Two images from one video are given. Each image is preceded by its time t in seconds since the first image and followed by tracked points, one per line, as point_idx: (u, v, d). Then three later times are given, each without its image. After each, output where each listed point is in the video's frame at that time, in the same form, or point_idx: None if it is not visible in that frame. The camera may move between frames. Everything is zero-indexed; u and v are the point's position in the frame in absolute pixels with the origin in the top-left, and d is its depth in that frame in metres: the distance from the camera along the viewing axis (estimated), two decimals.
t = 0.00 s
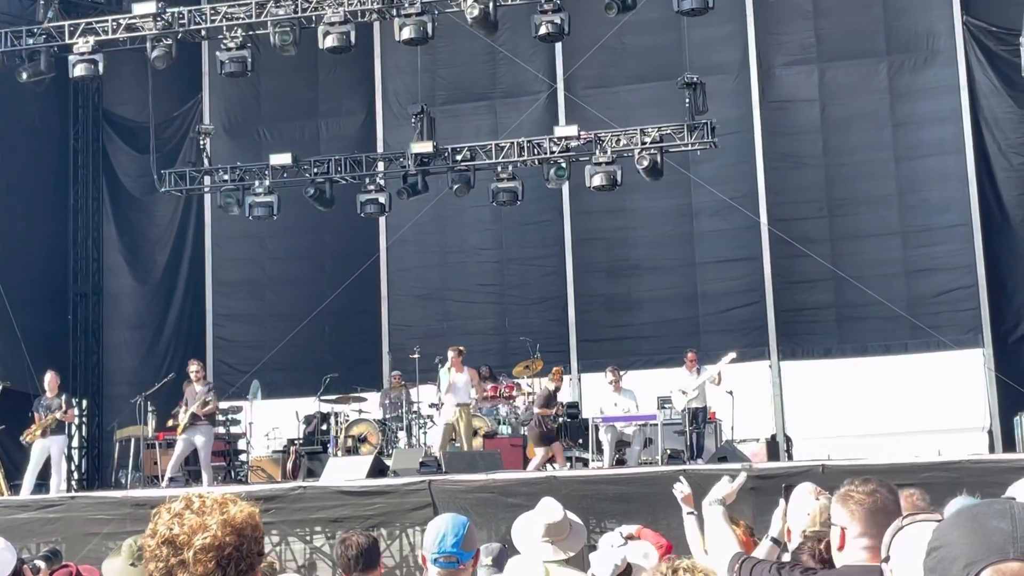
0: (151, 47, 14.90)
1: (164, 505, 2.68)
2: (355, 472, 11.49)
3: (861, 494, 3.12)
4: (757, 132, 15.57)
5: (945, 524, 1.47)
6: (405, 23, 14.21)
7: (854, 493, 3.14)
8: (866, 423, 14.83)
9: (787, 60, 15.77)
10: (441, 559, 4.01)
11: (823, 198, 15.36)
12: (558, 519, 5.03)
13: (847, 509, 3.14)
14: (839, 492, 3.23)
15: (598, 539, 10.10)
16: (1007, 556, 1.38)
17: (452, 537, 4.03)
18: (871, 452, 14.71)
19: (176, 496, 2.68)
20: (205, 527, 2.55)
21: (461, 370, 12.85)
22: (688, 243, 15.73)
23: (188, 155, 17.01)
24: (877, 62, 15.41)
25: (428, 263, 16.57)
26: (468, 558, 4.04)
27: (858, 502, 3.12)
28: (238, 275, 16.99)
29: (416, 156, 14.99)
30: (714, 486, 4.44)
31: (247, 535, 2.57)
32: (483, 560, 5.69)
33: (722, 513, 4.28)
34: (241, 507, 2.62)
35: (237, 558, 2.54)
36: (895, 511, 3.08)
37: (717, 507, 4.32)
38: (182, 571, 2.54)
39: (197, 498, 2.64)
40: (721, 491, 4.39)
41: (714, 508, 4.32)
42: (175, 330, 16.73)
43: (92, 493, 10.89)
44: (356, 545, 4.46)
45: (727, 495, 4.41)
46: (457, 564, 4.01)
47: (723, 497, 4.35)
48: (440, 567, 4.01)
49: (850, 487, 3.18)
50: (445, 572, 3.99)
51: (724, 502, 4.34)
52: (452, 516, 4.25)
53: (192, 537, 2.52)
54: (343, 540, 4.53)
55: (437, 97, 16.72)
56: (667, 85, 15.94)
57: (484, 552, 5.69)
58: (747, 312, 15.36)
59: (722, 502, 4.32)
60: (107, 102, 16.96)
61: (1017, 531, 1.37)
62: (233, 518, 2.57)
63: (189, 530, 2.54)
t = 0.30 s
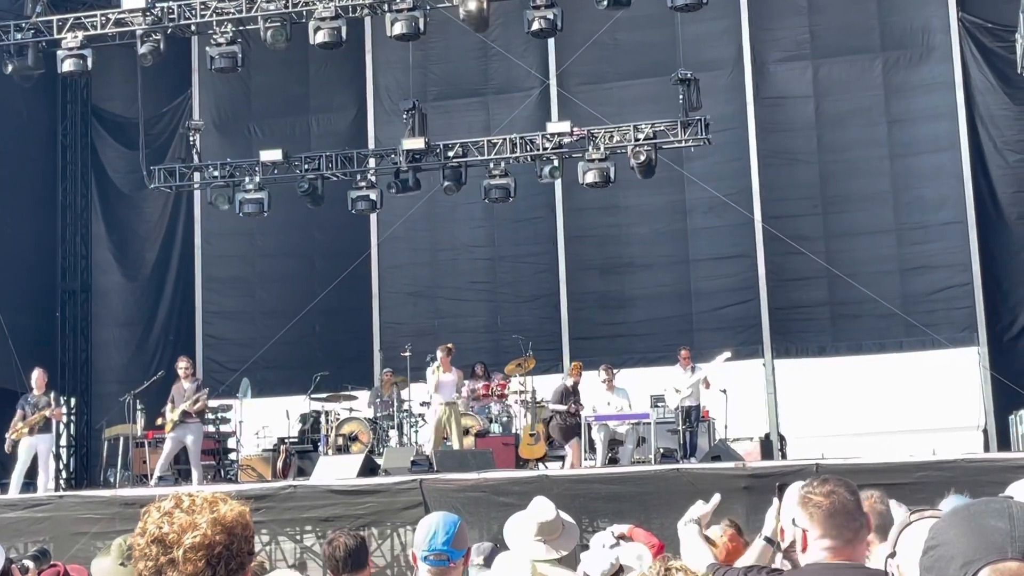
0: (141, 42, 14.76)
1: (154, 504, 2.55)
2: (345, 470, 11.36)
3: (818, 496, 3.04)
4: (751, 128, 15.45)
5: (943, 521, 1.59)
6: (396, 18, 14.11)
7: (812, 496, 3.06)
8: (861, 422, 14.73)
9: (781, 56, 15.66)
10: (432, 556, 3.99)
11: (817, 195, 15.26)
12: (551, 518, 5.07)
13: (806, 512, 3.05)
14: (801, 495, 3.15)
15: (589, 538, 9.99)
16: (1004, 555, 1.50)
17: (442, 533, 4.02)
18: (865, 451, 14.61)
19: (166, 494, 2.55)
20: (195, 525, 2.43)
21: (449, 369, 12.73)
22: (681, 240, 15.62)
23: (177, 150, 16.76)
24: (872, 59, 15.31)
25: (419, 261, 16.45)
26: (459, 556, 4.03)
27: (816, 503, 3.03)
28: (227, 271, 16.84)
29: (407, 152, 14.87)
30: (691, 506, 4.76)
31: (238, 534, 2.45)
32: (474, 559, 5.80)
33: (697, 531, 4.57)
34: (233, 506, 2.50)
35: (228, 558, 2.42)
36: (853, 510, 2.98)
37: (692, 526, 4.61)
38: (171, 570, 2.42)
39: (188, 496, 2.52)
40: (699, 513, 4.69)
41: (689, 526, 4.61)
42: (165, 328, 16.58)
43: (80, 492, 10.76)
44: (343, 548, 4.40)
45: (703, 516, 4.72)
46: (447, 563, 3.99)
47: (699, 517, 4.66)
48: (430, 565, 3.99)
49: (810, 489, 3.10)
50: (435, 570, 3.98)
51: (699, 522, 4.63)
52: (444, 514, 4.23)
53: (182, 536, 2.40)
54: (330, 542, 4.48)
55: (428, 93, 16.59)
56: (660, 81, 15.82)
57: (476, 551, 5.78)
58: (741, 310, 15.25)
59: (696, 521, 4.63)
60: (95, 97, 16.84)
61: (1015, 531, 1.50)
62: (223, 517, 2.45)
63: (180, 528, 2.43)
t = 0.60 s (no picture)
0: (122, 31, 14.37)
1: (136, 505, 2.64)
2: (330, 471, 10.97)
3: (798, 499, 2.88)
4: (747, 121, 15.13)
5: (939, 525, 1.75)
6: (385, 9, 13.72)
7: (792, 499, 2.90)
8: (858, 422, 14.42)
9: (778, 48, 15.34)
10: (419, 560, 3.96)
11: (814, 190, 14.95)
12: (541, 520, 4.91)
13: (787, 517, 2.90)
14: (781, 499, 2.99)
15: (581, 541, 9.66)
16: (1004, 560, 1.65)
17: (429, 537, 3.99)
18: (863, 452, 14.31)
19: (148, 496, 2.64)
20: (176, 527, 2.50)
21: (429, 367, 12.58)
22: (676, 236, 15.29)
23: (160, 143, 16.42)
24: (871, 50, 14.99)
25: (408, 256, 16.09)
26: (447, 560, 4.00)
27: (796, 506, 2.88)
28: (210, 267, 16.44)
29: (395, 145, 14.51)
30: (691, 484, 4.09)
31: (220, 535, 2.52)
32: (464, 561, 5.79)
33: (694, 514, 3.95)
34: (214, 507, 2.56)
35: (209, 559, 2.49)
36: (836, 512, 2.83)
37: (690, 509, 3.99)
38: (152, 571, 2.50)
39: (170, 498, 2.60)
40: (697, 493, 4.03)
41: (687, 509, 3.99)
42: (147, 325, 16.18)
43: (59, 493, 10.38)
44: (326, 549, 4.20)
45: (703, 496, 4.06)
46: (435, 566, 3.97)
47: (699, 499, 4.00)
48: (418, 568, 3.96)
49: (788, 492, 2.94)
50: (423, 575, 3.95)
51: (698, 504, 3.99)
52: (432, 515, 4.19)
53: (163, 536, 2.48)
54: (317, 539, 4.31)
55: (417, 85, 16.23)
56: (655, 73, 15.48)
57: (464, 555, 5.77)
58: (737, 307, 14.92)
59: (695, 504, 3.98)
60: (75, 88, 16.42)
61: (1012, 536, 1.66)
62: (204, 518, 2.51)
63: (160, 529, 2.51)
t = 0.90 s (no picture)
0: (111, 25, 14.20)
1: (123, 501, 2.52)
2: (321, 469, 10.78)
3: (817, 499, 2.79)
4: (742, 118, 15.04)
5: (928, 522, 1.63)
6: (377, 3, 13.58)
7: (811, 498, 2.81)
8: (852, 420, 14.34)
9: (773, 44, 15.23)
10: (410, 556, 3.87)
11: (808, 187, 14.86)
12: (534, 518, 5.01)
13: (805, 516, 2.81)
14: (798, 497, 2.90)
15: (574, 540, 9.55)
16: (991, 559, 1.55)
17: (421, 533, 3.90)
18: (857, 450, 14.22)
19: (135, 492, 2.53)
20: (165, 525, 2.41)
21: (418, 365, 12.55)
22: (669, 233, 15.19)
23: (149, 138, 16.28)
24: (866, 47, 14.90)
25: (400, 253, 15.95)
26: (438, 556, 3.91)
27: (815, 506, 2.78)
28: (200, 263, 16.30)
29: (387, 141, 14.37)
30: (691, 468, 3.83)
31: (210, 534, 2.43)
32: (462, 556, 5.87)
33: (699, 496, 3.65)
34: (204, 505, 2.48)
35: (198, 558, 2.41)
36: (855, 512, 2.74)
37: (694, 490, 3.70)
38: (141, 570, 2.41)
39: (158, 495, 2.49)
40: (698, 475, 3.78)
41: (691, 490, 3.70)
42: (136, 323, 15.99)
43: (46, 491, 10.24)
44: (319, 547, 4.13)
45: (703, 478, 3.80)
46: (426, 563, 3.88)
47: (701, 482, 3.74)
48: (408, 565, 3.87)
49: (807, 490, 2.84)
50: (413, 571, 3.86)
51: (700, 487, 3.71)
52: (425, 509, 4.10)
53: (152, 536, 2.39)
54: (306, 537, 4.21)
55: (409, 80, 16.09)
56: (649, 69, 15.37)
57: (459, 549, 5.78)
58: (731, 305, 14.83)
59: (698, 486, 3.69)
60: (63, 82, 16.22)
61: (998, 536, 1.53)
62: (194, 517, 2.43)
63: (149, 528, 2.41)
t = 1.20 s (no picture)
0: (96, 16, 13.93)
1: (107, 501, 2.42)
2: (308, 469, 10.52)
3: (848, 501, 2.77)
4: (738, 113, 14.82)
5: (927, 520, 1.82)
6: None
7: (843, 498, 2.78)
8: (850, 420, 14.11)
9: (770, 38, 15.01)
10: (402, 556, 4.01)
11: (805, 184, 14.63)
12: (526, 519, 4.78)
13: (834, 516, 2.80)
14: (827, 495, 2.87)
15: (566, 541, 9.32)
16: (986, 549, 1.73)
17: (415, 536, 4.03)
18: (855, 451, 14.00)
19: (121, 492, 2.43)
20: (151, 526, 2.31)
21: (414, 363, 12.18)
22: (664, 230, 14.95)
23: (136, 132, 16.01)
24: (864, 41, 14.68)
25: (390, 249, 15.70)
26: (430, 557, 4.04)
27: (845, 508, 2.77)
28: (187, 260, 16.03)
29: (378, 135, 14.11)
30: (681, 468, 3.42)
31: (197, 536, 2.33)
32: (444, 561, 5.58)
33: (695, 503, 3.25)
34: (192, 506, 2.37)
35: (186, 560, 2.31)
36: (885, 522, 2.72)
37: (687, 495, 3.29)
38: (126, 572, 2.31)
39: (145, 495, 2.39)
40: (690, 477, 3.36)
41: (685, 495, 3.29)
42: (121, 320, 15.70)
43: (29, 491, 9.97)
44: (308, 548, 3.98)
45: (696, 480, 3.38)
46: (418, 563, 4.01)
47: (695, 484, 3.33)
48: (400, 564, 4.01)
49: (838, 488, 2.82)
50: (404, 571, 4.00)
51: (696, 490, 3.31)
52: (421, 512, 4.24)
53: (139, 537, 2.29)
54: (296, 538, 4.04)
55: (400, 74, 15.84)
56: (643, 63, 15.14)
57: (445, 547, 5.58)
58: (726, 303, 14.60)
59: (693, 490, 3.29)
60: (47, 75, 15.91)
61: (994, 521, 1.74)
62: (182, 517, 2.32)
63: (135, 529, 2.31)
